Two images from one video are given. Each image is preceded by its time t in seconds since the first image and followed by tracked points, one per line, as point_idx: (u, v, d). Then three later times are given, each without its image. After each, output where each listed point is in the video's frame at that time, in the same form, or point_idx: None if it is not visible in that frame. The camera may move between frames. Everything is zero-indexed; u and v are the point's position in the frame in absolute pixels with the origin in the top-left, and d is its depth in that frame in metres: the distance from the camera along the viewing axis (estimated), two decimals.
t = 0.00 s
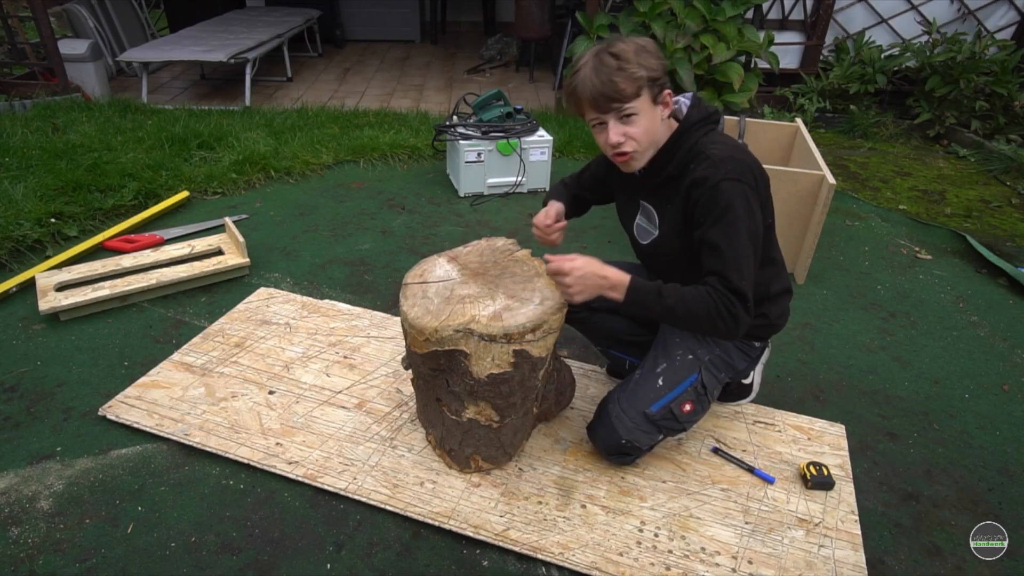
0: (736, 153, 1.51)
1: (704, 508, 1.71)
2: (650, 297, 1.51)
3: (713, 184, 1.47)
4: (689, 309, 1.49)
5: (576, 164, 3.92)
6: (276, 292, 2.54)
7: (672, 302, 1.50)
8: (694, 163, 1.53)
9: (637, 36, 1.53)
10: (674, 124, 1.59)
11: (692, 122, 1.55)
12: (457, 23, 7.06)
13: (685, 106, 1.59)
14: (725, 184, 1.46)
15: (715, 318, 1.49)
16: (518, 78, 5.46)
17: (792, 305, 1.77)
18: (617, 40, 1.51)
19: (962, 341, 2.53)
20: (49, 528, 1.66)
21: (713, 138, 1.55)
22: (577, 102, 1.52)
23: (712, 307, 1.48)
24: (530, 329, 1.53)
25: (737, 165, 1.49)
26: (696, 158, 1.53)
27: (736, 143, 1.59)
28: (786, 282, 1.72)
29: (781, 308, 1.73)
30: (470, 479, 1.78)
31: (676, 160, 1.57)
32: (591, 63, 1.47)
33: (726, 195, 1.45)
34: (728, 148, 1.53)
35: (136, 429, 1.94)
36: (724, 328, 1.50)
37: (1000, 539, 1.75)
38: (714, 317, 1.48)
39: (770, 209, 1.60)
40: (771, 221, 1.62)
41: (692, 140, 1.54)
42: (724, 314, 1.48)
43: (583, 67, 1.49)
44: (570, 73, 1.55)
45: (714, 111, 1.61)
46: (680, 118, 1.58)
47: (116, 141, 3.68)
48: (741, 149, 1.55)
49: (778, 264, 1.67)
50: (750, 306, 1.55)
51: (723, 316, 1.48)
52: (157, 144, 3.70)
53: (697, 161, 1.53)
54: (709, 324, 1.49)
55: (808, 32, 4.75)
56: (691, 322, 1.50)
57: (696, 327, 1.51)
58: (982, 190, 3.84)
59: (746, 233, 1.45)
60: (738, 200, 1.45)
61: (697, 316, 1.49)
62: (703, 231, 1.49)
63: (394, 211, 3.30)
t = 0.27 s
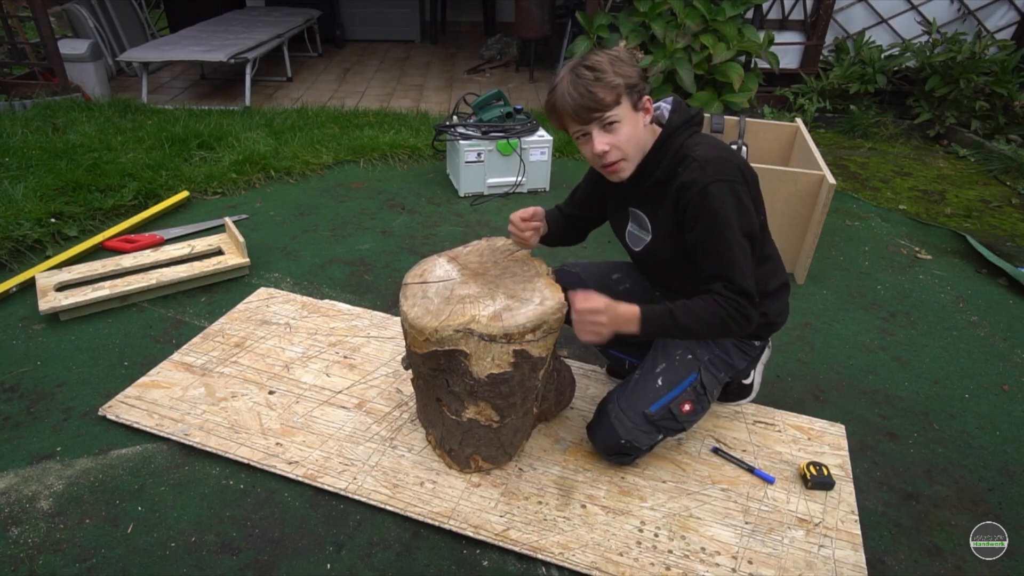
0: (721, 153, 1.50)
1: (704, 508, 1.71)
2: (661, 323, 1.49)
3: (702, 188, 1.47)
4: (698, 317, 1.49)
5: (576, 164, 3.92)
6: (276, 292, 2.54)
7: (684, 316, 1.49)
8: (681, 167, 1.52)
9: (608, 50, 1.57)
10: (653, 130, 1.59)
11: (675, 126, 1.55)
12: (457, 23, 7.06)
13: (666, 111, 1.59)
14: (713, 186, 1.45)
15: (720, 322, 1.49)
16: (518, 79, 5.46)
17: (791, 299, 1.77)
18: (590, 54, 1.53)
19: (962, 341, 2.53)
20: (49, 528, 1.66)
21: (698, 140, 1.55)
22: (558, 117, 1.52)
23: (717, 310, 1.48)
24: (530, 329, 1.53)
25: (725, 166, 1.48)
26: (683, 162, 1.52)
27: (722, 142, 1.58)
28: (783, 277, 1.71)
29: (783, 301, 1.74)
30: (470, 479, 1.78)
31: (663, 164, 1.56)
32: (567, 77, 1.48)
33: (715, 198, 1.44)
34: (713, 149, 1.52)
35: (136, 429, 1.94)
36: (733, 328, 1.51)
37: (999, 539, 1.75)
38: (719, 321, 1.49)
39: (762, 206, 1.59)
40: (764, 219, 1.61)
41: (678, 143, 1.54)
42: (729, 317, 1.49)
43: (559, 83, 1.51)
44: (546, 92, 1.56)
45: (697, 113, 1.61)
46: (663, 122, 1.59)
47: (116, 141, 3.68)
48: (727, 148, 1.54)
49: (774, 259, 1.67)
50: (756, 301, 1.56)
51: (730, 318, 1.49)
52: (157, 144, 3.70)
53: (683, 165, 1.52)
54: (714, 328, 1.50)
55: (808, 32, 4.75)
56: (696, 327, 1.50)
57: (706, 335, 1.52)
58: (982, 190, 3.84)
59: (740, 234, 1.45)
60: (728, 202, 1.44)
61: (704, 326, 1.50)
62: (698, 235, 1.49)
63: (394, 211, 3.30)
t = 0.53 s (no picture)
0: (711, 158, 1.49)
1: (704, 508, 1.71)
2: (697, 360, 1.57)
3: (698, 197, 1.46)
4: (726, 337, 1.52)
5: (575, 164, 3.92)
6: (276, 292, 2.54)
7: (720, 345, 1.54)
8: (674, 178, 1.51)
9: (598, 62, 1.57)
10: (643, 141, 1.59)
11: (661, 137, 1.55)
12: (457, 23, 7.06)
13: (654, 122, 1.59)
14: (710, 193, 1.44)
15: (746, 330, 1.51)
16: (518, 79, 5.46)
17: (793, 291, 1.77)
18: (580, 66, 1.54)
19: (962, 341, 2.53)
20: (49, 528, 1.66)
21: (686, 148, 1.54)
22: (549, 128, 1.52)
23: (743, 321, 1.50)
24: (530, 329, 1.53)
25: (715, 172, 1.47)
26: (673, 173, 1.51)
27: (707, 147, 1.57)
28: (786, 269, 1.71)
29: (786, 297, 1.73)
30: (471, 479, 1.78)
31: (654, 177, 1.56)
32: (557, 88, 1.48)
33: (712, 206, 1.44)
34: (701, 156, 1.51)
35: (136, 429, 1.94)
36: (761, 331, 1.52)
37: (1000, 539, 1.75)
38: (746, 329, 1.51)
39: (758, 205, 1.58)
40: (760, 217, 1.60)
41: (667, 153, 1.54)
42: (752, 318, 1.50)
43: (550, 94, 1.50)
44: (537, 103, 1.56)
45: (683, 122, 1.61)
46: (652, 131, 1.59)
47: (116, 141, 3.68)
48: (713, 153, 1.52)
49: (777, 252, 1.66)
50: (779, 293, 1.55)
51: (757, 323, 1.50)
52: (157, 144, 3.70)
53: (675, 175, 1.51)
54: (743, 337, 1.52)
55: (808, 32, 4.75)
56: (725, 344, 1.54)
57: (738, 348, 1.54)
58: (982, 190, 3.84)
59: (746, 236, 1.44)
60: (728, 207, 1.43)
61: (735, 337, 1.52)
62: (706, 245, 1.48)
63: (394, 211, 3.30)
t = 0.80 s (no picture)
0: (711, 157, 1.49)
1: (704, 508, 1.71)
2: (674, 367, 1.59)
3: (696, 194, 1.45)
4: (699, 342, 1.55)
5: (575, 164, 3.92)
6: (276, 292, 2.54)
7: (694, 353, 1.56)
8: (673, 175, 1.51)
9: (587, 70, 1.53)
10: (641, 144, 1.58)
11: (660, 136, 1.55)
12: (457, 23, 7.05)
13: (651, 123, 1.60)
14: (708, 191, 1.44)
15: (721, 337, 1.52)
16: (518, 79, 5.46)
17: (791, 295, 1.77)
18: (567, 77, 1.50)
19: (962, 341, 2.53)
20: (49, 528, 1.66)
21: (685, 147, 1.54)
22: (538, 144, 1.52)
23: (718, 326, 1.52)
24: (530, 329, 1.53)
25: (714, 170, 1.46)
26: (673, 169, 1.51)
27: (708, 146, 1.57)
28: (782, 274, 1.71)
29: (782, 301, 1.73)
30: (470, 479, 1.78)
31: (653, 175, 1.55)
32: (543, 106, 1.47)
33: (709, 204, 1.43)
34: (702, 154, 1.50)
35: (135, 429, 1.94)
36: (737, 339, 1.53)
37: (999, 539, 1.76)
38: (728, 335, 1.52)
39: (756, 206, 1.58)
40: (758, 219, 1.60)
41: (667, 151, 1.53)
42: (734, 325, 1.51)
43: (537, 111, 1.50)
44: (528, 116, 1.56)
45: (681, 121, 1.60)
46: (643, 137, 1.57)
47: (116, 141, 3.68)
48: (714, 151, 1.52)
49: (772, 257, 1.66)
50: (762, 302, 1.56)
51: (733, 330, 1.52)
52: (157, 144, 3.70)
53: (675, 172, 1.50)
54: (716, 344, 1.54)
55: (808, 32, 4.75)
56: (703, 353, 1.56)
57: (713, 355, 1.55)
58: (982, 190, 3.84)
59: (739, 236, 1.44)
60: (725, 205, 1.43)
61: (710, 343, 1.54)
62: (699, 244, 1.49)
63: (394, 211, 3.30)
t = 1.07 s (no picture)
0: (711, 161, 1.49)
1: (704, 508, 1.71)
2: (652, 378, 1.60)
3: (691, 197, 1.45)
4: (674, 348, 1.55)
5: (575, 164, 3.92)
6: (276, 292, 2.54)
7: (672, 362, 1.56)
8: (671, 178, 1.51)
9: (580, 87, 1.48)
10: (639, 150, 1.58)
11: (660, 139, 1.55)
12: (457, 23, 7.05)
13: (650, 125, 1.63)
14: (703, 194, 1.43)
15: (698, 345, 1.52)
16: (518, 79, 5.46)
17: (790, 301, 1.76)
18: (556, 96, 1.48)
19: (962, 341, 2.53)
20: (49, 528, 1.66)
21: (686, 150, 1.53)
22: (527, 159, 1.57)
23: (696, 334, 1.51)
24: (530, 329, 1.53)
25: (712, 173, 1.46)
26: (672, 172, 1.51)
27: (709, 150, 1.56)
28: (780, 281, 1.70)
29: (780, 307, 1.73)
30: (470, 479, 1.78)
31: (652, 178, 1.54)
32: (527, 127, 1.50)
33: (706, 206, 1.43)
34: (702, 158, 1.50)
35: (136, 429, 1.94)
36: (715, 347, 1.53)
37: (1000, 539, 1.75)
38: (708, 344, 1.52)
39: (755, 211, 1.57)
40: (758, 224, 1.59)
41: (667, 154, 1.53)
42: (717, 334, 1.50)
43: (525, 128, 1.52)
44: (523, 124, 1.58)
45: (681, 125, 1.60)
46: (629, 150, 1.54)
47: (116, 141, 3.68)
48: (714, 155, 1.52)
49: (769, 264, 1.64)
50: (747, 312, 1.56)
51: (711, 339, 1.51)
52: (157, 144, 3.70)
53: (673, 175, 1.50)
54: (690, 352, 1.53)
55: (808, 32, 4.75)
56: (678, 363, 1.56)
57: (690, 363, 1.55)
58: (982, 190, 3.84)
59: (730, 242, 1.43)
60: (718, 209, 1.42)
61: (682, 351, 1.54)
62: (690, 246, 1.48)
63: (394, 211, 3.30)
